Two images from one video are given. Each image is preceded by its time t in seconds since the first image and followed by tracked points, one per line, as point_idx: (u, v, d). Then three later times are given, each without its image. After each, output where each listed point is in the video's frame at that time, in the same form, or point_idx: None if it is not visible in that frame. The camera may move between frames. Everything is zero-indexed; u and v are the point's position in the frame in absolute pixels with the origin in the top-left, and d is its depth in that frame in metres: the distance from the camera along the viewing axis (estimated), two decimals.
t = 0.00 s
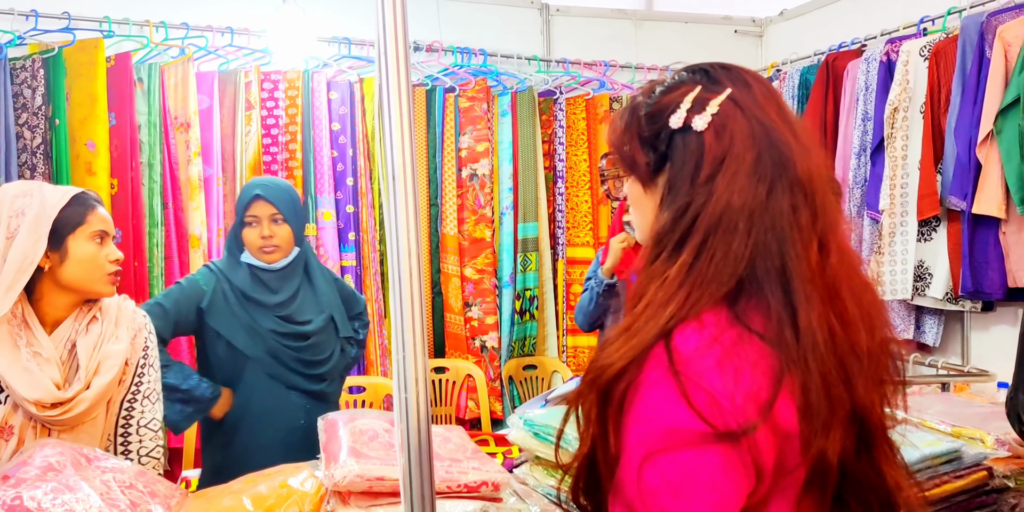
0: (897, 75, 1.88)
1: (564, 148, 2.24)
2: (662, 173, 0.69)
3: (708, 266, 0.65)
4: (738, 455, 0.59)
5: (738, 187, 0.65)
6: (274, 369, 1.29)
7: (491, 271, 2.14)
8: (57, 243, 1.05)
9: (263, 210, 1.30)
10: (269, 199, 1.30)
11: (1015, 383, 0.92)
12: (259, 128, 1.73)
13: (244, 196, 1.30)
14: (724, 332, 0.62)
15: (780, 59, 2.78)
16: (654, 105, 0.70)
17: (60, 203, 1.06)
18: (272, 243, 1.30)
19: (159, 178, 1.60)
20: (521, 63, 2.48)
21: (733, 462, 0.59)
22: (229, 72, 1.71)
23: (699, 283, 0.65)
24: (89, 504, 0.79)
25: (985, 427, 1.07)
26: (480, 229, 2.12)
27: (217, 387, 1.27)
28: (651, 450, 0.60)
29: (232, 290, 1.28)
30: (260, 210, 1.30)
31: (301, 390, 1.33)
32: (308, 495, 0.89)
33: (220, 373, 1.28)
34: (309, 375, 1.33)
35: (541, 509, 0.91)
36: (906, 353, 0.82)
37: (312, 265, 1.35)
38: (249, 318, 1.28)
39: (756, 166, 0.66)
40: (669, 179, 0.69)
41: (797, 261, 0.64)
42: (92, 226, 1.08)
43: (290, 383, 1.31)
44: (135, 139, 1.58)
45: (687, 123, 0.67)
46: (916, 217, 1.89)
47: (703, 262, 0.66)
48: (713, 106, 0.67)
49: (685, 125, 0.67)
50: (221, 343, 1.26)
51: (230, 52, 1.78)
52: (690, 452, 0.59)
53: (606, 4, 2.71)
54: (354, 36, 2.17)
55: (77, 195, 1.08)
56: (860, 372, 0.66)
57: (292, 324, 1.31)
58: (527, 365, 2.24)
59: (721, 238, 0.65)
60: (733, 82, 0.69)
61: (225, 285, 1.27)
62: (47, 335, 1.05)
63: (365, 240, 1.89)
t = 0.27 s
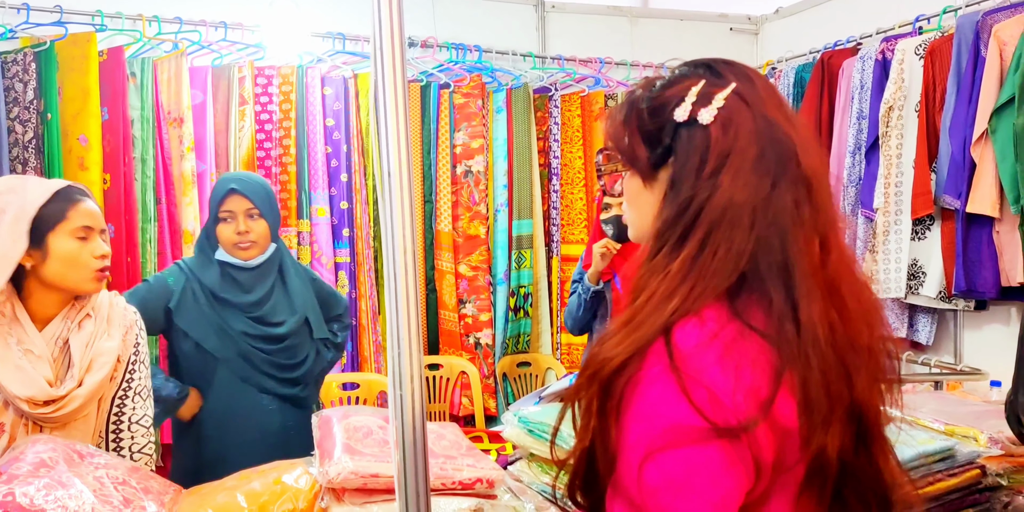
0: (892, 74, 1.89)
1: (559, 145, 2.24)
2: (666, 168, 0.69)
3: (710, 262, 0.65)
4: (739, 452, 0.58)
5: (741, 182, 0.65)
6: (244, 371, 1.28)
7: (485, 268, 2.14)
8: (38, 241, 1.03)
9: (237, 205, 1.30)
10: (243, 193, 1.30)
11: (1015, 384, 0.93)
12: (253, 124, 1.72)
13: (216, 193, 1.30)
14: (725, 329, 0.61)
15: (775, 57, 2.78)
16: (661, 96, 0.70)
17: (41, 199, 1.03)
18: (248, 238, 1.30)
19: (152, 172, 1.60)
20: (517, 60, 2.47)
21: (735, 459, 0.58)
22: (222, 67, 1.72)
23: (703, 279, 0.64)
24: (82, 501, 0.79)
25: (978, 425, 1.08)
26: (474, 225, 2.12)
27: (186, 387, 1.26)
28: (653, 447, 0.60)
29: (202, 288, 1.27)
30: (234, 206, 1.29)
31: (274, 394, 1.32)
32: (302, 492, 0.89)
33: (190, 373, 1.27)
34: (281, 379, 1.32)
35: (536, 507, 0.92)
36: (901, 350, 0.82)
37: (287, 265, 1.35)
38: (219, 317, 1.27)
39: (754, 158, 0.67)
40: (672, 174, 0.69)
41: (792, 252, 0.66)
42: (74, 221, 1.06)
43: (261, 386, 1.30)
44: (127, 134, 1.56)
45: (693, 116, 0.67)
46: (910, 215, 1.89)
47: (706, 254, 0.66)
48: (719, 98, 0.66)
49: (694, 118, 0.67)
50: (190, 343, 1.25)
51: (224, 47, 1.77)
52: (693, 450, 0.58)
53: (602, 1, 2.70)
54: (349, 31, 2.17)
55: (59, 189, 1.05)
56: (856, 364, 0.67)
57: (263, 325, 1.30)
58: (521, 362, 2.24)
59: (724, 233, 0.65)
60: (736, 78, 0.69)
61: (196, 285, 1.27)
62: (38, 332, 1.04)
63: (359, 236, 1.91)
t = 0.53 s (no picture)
0: (893, 70, 1.89)
1: (557, 140, 2.23)
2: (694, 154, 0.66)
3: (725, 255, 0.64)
4: (751, 446, 0.57)
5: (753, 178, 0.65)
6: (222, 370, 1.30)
7: (483, 263, 2.14)
8: (18, 233, 1.05)
9: (219, 199, 1.30)
10: (226, 188, 1.31)
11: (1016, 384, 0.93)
12: (250, 117, 1.72)
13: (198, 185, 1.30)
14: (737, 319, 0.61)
15: (774, 52, 2.77)
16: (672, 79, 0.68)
17: (19, 190, 1.04)
18: (230, 234, 1.30)
19: (149, 166, 1.58)
20: (515, 54, 2.46)
21: (746, 452, 0.57)
22: (219, 60, 1.70)
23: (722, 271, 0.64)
24: (79, 495, 0.78)
25: (977, 422, 1.08)
26: (472, 221, 2.11)
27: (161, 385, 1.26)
28: (664, 441, 0.58)
29: (180, 284, 1.27)
30: (216, 199, 1.30)
31: (252, 394, 1.34)
32: (300, 486, 0.89)
33: (165, 370, 1.26)
34: (259, 379, 1.35)
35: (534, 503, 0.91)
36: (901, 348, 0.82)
37: (266, 263, 1.35)
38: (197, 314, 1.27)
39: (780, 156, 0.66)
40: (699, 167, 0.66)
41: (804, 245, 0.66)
42: (54, 212, 1.07)
43: (239, 386, 1.32)
44: (123, 128, 1.55)
45: (734, 108, 0.64)
46: (909, 212, 1.89)
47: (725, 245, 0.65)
48: (757, 95, 0.65)
49: (732, 110, 0.64)
50: (167, 340, 1.25)
51: (220, 41, 1.76)
52: (705, 444, 0.56)
53: None
54: (346, 25, 2.15)
55: (39, 181, 1.05)
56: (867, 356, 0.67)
57: (242, 325, 1.32)
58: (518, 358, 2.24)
59: (751, 223, 0.64)
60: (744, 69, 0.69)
61: (174, 280, 1.26)
62: (27, 324, 1.06)
63: (357, 232, 1.90)
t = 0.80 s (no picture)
0: (895, 67, 1.88)
1: (557, 135, 2.23)
2: (734, 147, 0.68)
3: (764, 250, 0.65)
4: (810, 453, 0.56)
5: (773, 178, 0.68)
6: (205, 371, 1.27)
7: (482, 258, 2.13)
8: (14, 225, 1.04)
9: (205, 195, 1.30)
10: (211, 183, 1.31)
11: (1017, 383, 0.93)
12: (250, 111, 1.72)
13: (184, 181, 1.30)
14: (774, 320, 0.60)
15: (776, 49, 2.77)
16: (695, 74, 0.68)
17: (15, 183, 1.04)
18: (216, 230, 1.30)
19: (149, 159, 1.58)
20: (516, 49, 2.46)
21: (803, 460, 0.55)
22: (220, 54, 1.70)
23: (760, 263, 0.65)
24: (81, 488, 0.78)
25: (978, 421, 1.08)
26: (472, 216, 2.11)
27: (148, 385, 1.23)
28: (731, 452, 0.54)
29: (164, 282, 1.25)
30: (201, 195, 1.30)
31: (234, 396, 1.32)
32: (300, 481, 0.89)
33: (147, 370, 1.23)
34: (242, 380, 1.32)
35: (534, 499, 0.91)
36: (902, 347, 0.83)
37: (250, 263, 1.34)
38: (181, 312, 1.25)
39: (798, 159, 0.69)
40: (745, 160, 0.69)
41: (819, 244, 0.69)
42: (49, 204, 1.06)
43: (223, 387, 1.29)
44: (125, 120, 1.55)
45: (781, 107, 0.68)
46: (910, 209, 1.89)
47: (759, 239, 0.66)
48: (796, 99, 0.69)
49: (778, 110, 0.68)
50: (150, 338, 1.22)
51: (221, 35, 1.74)
52: (773, 452, 0.54)
53: None
54: (347, 19, 2.15)
55: (35, 173, 1.05)
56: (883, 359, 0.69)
57: (225, 324, 1.30)
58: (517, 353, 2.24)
59: (787, 215, 0.67)
60: (751, 66, 0.68)
61: (158, 278, 1.24)
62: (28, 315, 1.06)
63: (356, 227, 1.90)
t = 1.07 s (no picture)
0: (894, 62, 1.88)
1: (556, 132, 2.23)
2: (729, 141, 0.69)
3: (764, 251, 0.65)
4: (825, 448, 0.56)
5: (771, 175, 0.68)
6: (202, 371, 1.27)
7: (482, 255, 2.14)
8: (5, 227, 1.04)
9: (203, 196, 1.32)
10: (208, 184, 1.32)
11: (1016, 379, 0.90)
12: (249, 109, 1.73)
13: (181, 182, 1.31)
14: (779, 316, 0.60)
15: (775, 44, 2.77)
16: (689, 67, 0.69)
17: (4, 183, 1.04)
18: (214, 231, 1.31)
19: (149, 158, 1.59)
20: (514, 45, 2.46)
21: (819, 453, 0.55)
22: (220, 52, 1.70)
23: (762, 265, 0.65)
24: (82, 485, 0.79)
25: (978, 415, 1.08)
26: (471, 213, 2.11)
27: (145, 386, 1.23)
28: (749, 449, 0.54)
29: (161, 282, 1.25)
30: (199, 196, 1.32)
31: (231, 396, 1.31)
32: (301, 478, 0.90)
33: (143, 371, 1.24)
34: (240, 380, 1.32)
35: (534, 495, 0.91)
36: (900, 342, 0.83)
37: (248, 263, 1.34)
38: (177, 313, 1.25)
39: (795, 154, 0.69)
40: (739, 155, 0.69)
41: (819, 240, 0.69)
42: (35, 204, 1.06)
43: (220, 388, 1.29)
44: (124, 120, 1.55)
45: (774, 100, 0.68)
46: (910, 205, 1.89)
47: (760, 237, 0.66)
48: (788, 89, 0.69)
49: (771, 101, 0.68)
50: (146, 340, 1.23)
51: (220, 32, 1.73)
52: (792, 448, 0.54)
53: None
54: (346, 16, 2.15)
55: (24, 172, 1.04)
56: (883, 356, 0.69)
57: (222, 325, 1.30)
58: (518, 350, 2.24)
59: (787, 211, 0.67)
60: (744, 58, 0.69)
61: (155, 278, 1.25)
62: (32, 312, 1.06)
63: (357, 224, 1.89)
